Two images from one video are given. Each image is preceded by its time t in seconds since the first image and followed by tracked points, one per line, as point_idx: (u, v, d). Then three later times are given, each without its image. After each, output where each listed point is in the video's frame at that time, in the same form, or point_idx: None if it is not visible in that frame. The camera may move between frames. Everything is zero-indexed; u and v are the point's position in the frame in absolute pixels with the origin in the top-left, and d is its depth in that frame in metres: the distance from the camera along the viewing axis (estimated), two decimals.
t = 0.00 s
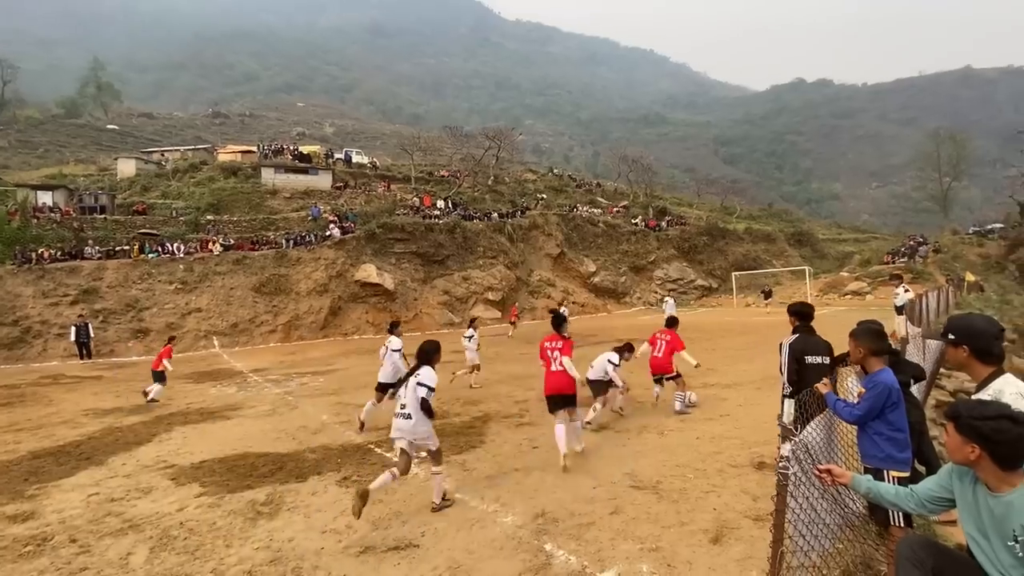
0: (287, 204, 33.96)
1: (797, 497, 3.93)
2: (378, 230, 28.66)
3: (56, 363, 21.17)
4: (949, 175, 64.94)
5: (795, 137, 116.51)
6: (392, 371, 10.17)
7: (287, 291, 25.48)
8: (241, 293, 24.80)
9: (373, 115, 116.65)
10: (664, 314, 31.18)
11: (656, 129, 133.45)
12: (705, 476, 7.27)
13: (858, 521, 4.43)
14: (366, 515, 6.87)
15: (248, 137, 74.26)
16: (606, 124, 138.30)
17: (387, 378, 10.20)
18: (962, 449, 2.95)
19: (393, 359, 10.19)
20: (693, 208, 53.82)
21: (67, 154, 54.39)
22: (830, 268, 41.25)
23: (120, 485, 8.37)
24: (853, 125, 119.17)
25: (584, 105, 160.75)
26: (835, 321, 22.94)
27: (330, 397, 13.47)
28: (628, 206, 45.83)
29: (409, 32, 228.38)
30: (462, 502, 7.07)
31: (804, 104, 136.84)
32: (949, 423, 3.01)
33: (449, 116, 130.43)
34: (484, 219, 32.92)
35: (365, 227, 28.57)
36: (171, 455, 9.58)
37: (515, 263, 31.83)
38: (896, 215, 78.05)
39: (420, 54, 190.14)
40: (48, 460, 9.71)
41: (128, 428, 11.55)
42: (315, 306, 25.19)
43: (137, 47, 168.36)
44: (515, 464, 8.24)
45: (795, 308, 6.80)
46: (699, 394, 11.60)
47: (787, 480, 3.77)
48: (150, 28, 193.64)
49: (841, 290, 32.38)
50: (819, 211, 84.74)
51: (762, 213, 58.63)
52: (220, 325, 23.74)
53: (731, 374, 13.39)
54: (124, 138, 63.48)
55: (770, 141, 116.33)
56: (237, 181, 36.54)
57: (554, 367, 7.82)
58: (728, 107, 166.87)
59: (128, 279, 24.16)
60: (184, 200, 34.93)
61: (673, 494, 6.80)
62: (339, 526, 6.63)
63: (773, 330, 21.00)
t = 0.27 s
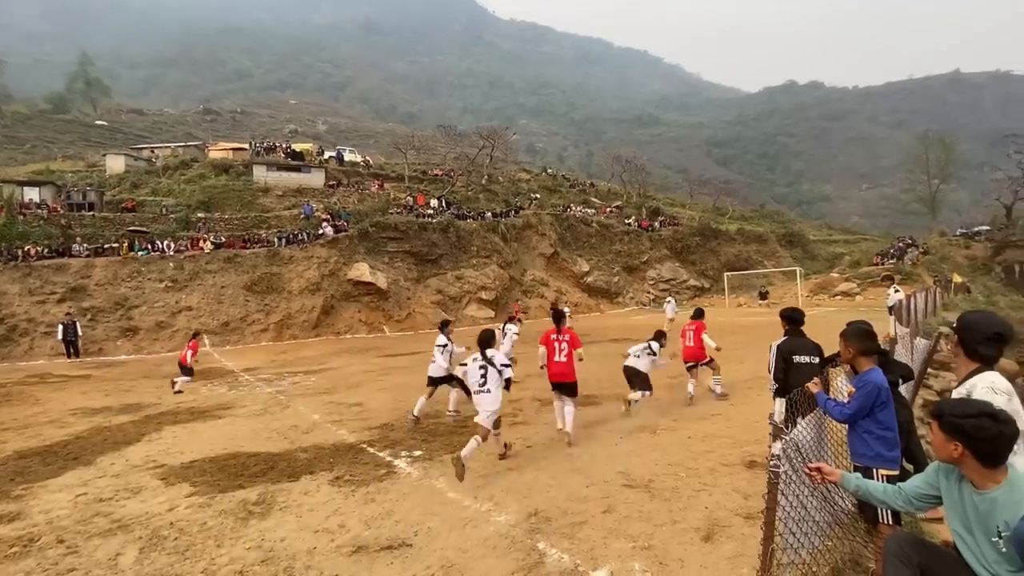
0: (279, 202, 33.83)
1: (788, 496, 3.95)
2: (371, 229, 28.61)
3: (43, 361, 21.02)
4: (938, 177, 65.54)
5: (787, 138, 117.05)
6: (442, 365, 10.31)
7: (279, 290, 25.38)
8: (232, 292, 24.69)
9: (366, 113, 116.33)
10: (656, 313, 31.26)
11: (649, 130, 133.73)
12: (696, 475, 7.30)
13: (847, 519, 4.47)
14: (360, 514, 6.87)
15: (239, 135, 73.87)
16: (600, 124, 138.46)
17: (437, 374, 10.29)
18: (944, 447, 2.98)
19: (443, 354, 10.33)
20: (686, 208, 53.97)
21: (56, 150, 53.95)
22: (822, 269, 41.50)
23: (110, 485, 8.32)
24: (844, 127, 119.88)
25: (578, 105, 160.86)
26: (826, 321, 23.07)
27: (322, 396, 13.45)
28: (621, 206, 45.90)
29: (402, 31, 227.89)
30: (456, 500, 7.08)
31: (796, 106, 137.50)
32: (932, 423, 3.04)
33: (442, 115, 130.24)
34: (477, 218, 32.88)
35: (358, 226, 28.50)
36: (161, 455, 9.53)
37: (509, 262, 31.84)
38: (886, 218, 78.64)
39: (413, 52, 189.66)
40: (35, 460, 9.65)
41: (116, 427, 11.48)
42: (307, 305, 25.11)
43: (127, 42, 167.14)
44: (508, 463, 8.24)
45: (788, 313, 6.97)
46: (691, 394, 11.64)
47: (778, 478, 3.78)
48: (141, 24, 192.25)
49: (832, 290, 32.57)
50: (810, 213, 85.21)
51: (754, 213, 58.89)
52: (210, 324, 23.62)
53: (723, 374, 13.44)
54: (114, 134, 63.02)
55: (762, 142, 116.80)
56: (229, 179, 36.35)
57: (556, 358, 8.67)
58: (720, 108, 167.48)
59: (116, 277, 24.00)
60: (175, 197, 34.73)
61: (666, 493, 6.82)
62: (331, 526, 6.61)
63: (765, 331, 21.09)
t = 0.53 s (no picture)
0: (275, 202, 33.77)
1: (782, 495, 3.97)
2: (368, 229, 28.58)
3: (37, 361, 20.94)
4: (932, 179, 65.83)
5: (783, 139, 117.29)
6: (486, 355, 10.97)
7: (275, 289, 25.33)
8: (228, 291, 24.64)
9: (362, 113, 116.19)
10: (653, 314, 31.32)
11: (646, 130, 133.88)
12: (692, 474, 7.31)
13: (841, 517, 4.50)
14: (356, 515, 6.87)
15: (236, 134, 73.68)
16: (596, 125, 138.52)
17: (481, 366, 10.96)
18: (935, 446, 3.00)
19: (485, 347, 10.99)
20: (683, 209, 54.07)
21: (51, 149, 53.72)
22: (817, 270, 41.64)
23: (104, 485, 8.30)
24: (840, 129, 120.27)
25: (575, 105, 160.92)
26: (822, 322, 23.14)
27: (318, 396, 13.44)
28: (618, 206, 45.95)
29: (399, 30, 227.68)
30: (452, 500, 7.08)
31: (792, 107, 137.86)
32: (924, 421, 3.05)
33: (439, 114, 130.18)
34: (474, 218, 32.86)
35: (355, 226, 28.47)
36: (155, 455, 9.50)
37: (506, 262, 31.84)
38: (881, 219, 78.92)
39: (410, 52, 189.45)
40: (28, 460, 9.61)
41: (111, 427, 11.45)
42: (303, 305, 25.07)
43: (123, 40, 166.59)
44: (504, 463, 8.23)
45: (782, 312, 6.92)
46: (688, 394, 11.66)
47: (774, 477, 3.80)
48: (137, 22, 191.60)
49: (827, 291, 32.66)
50: (806, 213, 85.44)
51: (750, 214, 59.02)
52: (206, 324, 23.57)
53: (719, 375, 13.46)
54: (109, 133, 62.80)
55: (758, 143, 117.04)
56: (225, 178, 36.25)
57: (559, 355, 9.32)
58: (717, 108, 167.75)
59: (111, 276, 23.91)
60: (170, 196, 34.64)
61: (662, 493, 6.83)
62: (327, 526, 6.61)
63: (762, 332, 21.13)
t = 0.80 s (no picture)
0: (276, 203, 33.79)
1: (781, 496, 3.97)
2: (368, 230, 28.54)
3: (37, 362, 20.92)
4: (932, 181, 65.88)
5: (783, 141, 117.32)
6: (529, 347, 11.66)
7: (275, 290, 25.34)
8: (228, 292, 24.63)
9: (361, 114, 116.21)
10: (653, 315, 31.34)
11: (646, 132, 133.95)
12: (690, 475, 7.33)
13: (840, 519, 4.54)
14: (356, 515, 6.86)
15: (236, 135, 73.72)
16: (597, 126, 138.55)
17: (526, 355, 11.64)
18: (931, 448, 3.01)
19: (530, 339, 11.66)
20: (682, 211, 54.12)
21: (51, 150, 53.76)
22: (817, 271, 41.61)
23: (103, 486, 8.28)
24: (839, 131, 120.33)
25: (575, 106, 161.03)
26: (821, 323, 23.16)
27: (318, 397, 13.43)
28: (618, 208, 45.95)
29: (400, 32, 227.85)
30: (452, 501, 7.07)
31: (792, 109, 137.87)
32: (919, 422, 3.06)
33: (440, 116, 130.26)
34: (474, 219, 32.85)
35: (354, 226, 28.48)
36: (155, 456, 9.50)
37: (506, 263, 31.84)
38: (881, 221, 78.92)
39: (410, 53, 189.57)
40: (29, 461, 9.62)
41: (110, 428, 11.45)
42: (303, 306, 25.07)
43: (123, 41, 166.86)
44: (504, 464, 8.23)
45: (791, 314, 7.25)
46: (687, 395, 11.68)
47: (772, 479, 3.80)
48: (137, 23, 191.76)
49: (827, 292, 32.66)
50: (806, 215, 85.48)
51: (750, 216, 59.05)
52: (206, 324, 23.58)
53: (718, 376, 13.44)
54: (109, 133, 62.82)
55: (758, 144, 117.10)
56: (225, 179, 36.25)
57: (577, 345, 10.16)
58: (717, 110, 167.84)
59: (111, 277, 23.93)
60: (170, 197, 34.66)
61: (661, 493, 6.83)
62: (327, 526, 6.60)
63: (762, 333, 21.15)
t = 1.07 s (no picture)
0: (279, 205, 33.86)
1: (784, 498, 3.96)
2: (371, 232, 28.59)
3: (41, 364, 20.98)
4: (935, 182, 65.73)
5: (786, 143, 117.14)
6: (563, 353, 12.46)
7: (278, 292, 25.39)
8: (231, 295, 24.67)
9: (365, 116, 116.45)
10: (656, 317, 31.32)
11: (649, 134, 133.95)
12: (693, 478, 7.31)
13: (843, 522, 4.53)
14: (358, 517, 6.86)
15: (240, 137, 73.94)
16: (599, 128, 138.51)
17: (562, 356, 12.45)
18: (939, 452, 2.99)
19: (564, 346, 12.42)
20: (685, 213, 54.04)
21: (55, 153, 53.99)
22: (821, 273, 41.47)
23: (106, 488, 8.30)
24: (843, 133, 120.15)
25: (578, 109, 161.13)
26: (824, 325, 23.11)
27: (321, 399, 13.43)
28: (620, 210, 45.92)
29: (403, 34, 228.32)
30: (454, 504, 7.06)
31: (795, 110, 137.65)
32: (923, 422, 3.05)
33: (442, 118, 130.51)
34: (477, 222, 32.85)
35: (357, 229, 28.51)
36: (158, 458, 9.52)
37: (508, 266, 31.84)
38: (884, 223, 78.72)
39: (413, 55, 189.89)
40: (32, 463, 9.64)
41: (114, 430, 11.48)
42: (306, 308, 25.10)
43: (128, 45, 167.55)
44: (507, 466, 8.23)
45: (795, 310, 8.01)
46: (690, 397, 11.68)
47: (774, 481, 3.80)
48: (142, 26, 192.54)
49: (830, 294, 32.60)
50: (809, 217, 85.34)
51: (753, 218, 58.99)
52: (209, 327, 23.63)
53: (722, 378, 13.43)
54: (113, 137, 63.09)
55: (761, 146, 116.95)
56: (228, 182, 36.33)
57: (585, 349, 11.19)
58: (720, 112, 167.65)
59: (115, 279, 23.99)
60: (174, 200, 34.76)
61: (664, 496, 6.82)
62: (329, 529, 6.59)
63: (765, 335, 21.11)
